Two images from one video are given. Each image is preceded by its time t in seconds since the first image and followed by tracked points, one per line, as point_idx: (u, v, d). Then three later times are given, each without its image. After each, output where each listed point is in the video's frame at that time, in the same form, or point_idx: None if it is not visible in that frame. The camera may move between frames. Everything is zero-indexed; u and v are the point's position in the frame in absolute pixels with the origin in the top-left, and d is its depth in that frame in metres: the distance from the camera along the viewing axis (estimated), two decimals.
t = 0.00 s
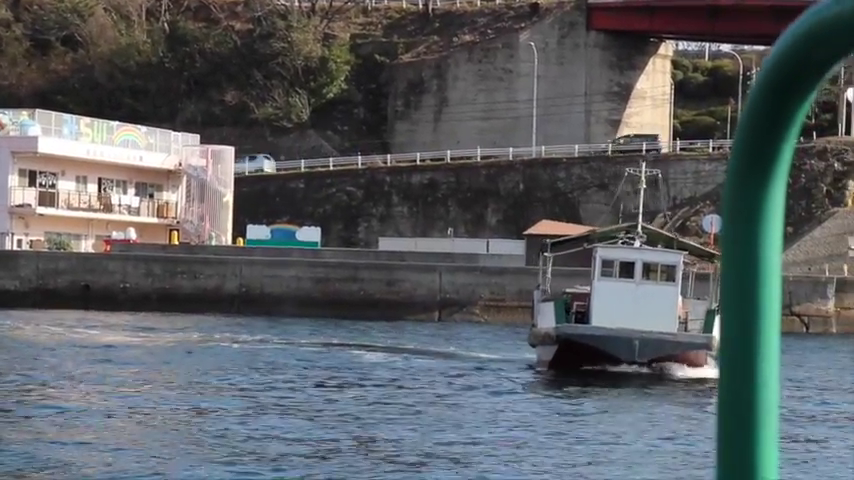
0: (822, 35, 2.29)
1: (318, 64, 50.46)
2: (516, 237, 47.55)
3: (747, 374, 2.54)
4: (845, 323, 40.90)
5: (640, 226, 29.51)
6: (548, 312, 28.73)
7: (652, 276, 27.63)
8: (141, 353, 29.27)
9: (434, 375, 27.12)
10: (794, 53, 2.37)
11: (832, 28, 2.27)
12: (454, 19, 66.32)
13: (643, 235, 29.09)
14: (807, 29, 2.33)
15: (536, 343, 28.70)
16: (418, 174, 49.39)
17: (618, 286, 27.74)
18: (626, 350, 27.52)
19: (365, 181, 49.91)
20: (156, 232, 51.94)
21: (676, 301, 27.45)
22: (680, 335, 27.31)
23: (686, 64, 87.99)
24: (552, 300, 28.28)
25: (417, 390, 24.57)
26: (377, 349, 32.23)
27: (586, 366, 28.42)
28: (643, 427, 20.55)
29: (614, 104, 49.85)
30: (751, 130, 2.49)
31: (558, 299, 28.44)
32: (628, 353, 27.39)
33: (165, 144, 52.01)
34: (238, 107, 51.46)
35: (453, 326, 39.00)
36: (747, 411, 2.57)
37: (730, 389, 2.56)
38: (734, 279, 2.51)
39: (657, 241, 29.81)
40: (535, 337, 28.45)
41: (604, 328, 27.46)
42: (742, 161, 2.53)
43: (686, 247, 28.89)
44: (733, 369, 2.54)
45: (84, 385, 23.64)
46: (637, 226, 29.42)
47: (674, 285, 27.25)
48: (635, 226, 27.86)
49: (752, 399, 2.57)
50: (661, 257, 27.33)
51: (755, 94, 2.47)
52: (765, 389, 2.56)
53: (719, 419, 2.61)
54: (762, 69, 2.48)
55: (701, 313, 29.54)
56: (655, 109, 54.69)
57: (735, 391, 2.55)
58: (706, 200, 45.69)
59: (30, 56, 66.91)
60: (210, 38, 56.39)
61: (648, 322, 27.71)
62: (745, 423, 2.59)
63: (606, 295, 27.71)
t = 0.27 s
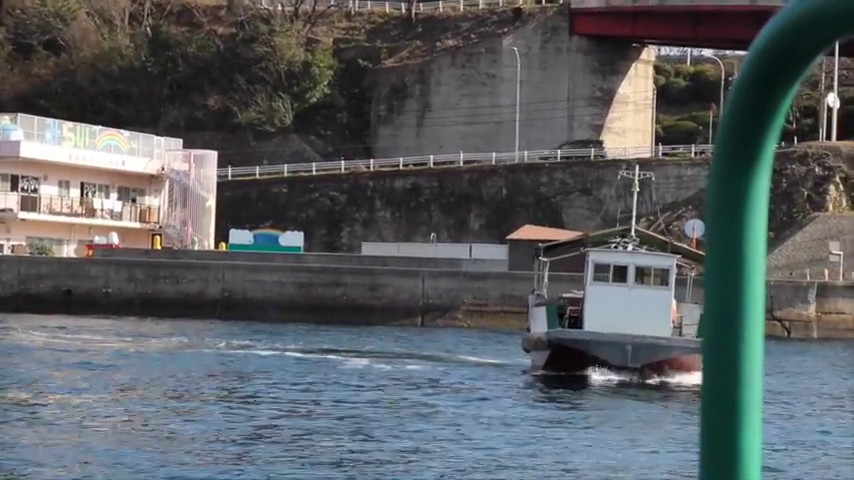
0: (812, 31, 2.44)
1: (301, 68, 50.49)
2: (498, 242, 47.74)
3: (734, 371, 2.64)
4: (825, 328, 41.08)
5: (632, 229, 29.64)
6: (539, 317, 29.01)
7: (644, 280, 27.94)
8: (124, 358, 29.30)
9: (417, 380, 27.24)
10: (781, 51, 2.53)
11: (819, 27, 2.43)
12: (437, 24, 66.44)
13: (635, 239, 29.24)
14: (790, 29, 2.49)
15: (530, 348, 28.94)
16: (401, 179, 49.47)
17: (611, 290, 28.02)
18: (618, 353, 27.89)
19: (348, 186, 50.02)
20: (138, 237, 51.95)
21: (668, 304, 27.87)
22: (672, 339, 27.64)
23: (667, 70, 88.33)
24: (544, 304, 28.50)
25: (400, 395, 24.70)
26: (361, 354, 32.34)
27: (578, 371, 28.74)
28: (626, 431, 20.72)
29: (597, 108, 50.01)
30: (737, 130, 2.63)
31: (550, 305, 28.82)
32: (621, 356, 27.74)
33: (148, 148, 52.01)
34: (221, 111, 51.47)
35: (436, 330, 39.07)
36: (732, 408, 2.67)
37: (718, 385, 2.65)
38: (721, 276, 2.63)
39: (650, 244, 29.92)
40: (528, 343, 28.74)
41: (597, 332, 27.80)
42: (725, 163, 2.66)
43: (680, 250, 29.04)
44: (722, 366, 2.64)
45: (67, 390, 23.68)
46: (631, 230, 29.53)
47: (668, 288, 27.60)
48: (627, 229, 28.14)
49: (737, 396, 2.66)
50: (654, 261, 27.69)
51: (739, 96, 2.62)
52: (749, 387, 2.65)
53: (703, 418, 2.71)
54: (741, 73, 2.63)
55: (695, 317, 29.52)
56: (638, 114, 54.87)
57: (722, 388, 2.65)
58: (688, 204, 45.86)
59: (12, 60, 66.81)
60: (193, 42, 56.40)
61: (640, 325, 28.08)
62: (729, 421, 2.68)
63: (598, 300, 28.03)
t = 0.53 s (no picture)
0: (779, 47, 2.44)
1: (271, 83, 50.58)
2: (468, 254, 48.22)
3: (697, 377, 2.67)
4: (792, 338, 41.45)
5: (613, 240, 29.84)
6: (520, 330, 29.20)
7: (624, 290, 28.11)
8: (96, 374, 29.46)
9: (387, 398, 27.50)
10: (745, 68, 2.53)
11: (787, 41, 2.43)
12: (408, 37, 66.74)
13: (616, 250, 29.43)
14: (756, 45, 2.49)
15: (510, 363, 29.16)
16: (371, 192, 49.68)
17: (591, 301, 28.22)
18: (597, 366, 28.11)
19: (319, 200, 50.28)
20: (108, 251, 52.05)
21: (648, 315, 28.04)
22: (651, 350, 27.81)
23: (638, 81, 89.03)
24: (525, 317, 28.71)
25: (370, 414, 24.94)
26: (333, 368, 32.58)
27: (557, 386, 28.98)
28: (590, 453, 21.05)
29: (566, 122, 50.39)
30: (701, 143, 2.64)
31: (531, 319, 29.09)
32: (600, 368, 27.98)
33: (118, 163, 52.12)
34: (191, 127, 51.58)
35: (406, 344, 39.25)
36: (696, 411, 2.70)
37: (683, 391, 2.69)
38: (684, 283, 2.66)
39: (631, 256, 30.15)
40: (509, 356, 28.93)
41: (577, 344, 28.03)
42: (689, 169, 2.68)
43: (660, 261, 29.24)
44: (686, 372, 2.68)
45: (38, 409, 23.83)
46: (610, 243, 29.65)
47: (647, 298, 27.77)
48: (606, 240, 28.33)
49: (699, 400, 2.69)
50: (633, 271, 27.85)
51: (701, 108, 2.62)
52: (712, 393, 2.69)
53: (667, 421, 2.74)
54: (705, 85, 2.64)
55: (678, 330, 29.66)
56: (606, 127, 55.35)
57: (686, 393, 2.68)
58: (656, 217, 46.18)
59: None
60: (163, 58, 56.51)
61: (620, 337, 28.29)
62: (693, 425, 2.71)
63: (577, 311, 28.26)
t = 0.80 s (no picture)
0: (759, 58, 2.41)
1: (242, 85, 50.55)
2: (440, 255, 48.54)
3: (666, 390, 2.62)
4: (760, 339, 41.79)
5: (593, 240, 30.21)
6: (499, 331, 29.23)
7: (603, 291, 28.61)
8: (68, 376, 29.46)
9: (359, 399, 27.65)
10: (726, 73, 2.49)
11: (767, 44, 2.41)
12: (379, 39, 66.93)
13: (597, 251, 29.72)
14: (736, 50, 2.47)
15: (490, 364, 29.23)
16: (342, 193, 49.63)
17: (571, 302, 28.60)
18: (577, 368, 28.25)
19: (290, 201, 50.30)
20: (79, 253, 51.89)
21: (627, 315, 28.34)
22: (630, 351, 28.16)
23: (606, 84, 89.61)
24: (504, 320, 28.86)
25: (342, 416, 25.08)
26: (306, 369, 32.71)
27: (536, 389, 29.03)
28: (560, 452, 21.26)
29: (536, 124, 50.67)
30: (670, 152, 2.60)
31: (510, 320, 29.17)
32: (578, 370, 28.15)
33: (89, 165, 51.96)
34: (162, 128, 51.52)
35: (377, 345, 39.44)
36: (665, 420, 2.64)
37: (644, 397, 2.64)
38: (652, 287, 2.62)
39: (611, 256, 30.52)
40: (488, 358, 28.99)
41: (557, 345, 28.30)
42: (660, 178, 2.64)
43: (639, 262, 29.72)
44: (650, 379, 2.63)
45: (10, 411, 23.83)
46: (589, 243, 29.85)
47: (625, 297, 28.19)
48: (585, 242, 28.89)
49: (671, 416, 2.64)
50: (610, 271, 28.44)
51: (674, 113, 2.59)
52: (683, 406, 2.63)
53: (635, 431, 2.67)
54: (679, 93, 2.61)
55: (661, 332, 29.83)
56: (576, 129, 55.68)
57: (655, 408, 2.63)
58: (626, 217, 46.44)
59: None
60: (134, 60, 56.43)
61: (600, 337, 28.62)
62: (660, 436, 2.65)
63: (557, 312, 28.61)
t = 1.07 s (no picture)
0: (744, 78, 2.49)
1: (212, 83, 50.49)
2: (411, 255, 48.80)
3: (634, 408, 2.75)
4: (728, 338, 42.05)
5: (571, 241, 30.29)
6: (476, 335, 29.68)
7: (581, 292, 28.60)
8: (37, 374, 29.33)
9: (331, 397, 27.67)
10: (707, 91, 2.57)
11: (745, 69, 2.50)
12: (350, 38, 66.91)
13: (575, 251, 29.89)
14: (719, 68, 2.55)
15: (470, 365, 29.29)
16: (313, 192, 49.50)
17: (548, 303, 28.71)
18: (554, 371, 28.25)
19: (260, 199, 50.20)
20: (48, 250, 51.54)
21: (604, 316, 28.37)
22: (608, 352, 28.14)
23: (576, 84, 89.98)
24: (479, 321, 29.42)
25: (313, 414, 25.10)
26: (276, 368, 32.70)
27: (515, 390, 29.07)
28: (531, 451, 21.36)
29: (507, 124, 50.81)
30: (643, 182, 2.71)
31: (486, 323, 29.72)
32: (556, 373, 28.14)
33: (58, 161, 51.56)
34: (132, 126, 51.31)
35: (348, 344, 39.46)
36: (634, 438, 2.76)
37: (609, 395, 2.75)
38: (625, 291, 2.74)
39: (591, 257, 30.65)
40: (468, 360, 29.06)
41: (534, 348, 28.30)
42: (631, 208, 2.76)
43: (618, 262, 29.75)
44: (619, 379, 2.74)
45: None
46: (567, 243, 29.99)
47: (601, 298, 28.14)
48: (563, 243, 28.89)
49: (636, 434, 2.77)
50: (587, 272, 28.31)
51: (651, 124, 2.68)
52: (649, 424, 2.76)
53: (604, 446, 2.80)
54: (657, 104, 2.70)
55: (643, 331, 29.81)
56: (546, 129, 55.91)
57: (622, 425, 2.76)
58: (598, 218, 46.61)
59: None
60: (104, 57, 56.18)
61: (578, 339, 28.66)
62: (628, 451, 2.77)
63: (534, 314, 28.69)
